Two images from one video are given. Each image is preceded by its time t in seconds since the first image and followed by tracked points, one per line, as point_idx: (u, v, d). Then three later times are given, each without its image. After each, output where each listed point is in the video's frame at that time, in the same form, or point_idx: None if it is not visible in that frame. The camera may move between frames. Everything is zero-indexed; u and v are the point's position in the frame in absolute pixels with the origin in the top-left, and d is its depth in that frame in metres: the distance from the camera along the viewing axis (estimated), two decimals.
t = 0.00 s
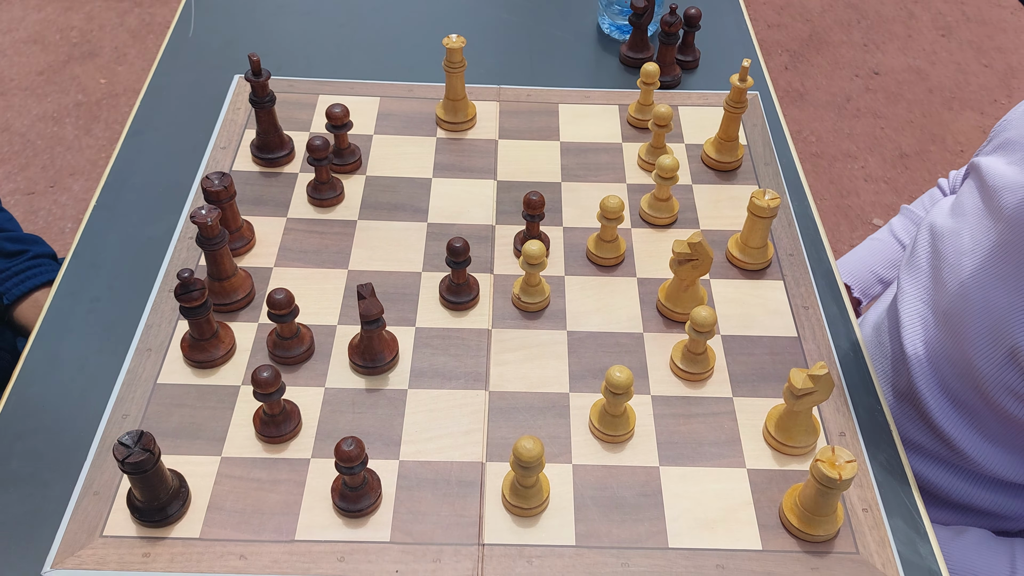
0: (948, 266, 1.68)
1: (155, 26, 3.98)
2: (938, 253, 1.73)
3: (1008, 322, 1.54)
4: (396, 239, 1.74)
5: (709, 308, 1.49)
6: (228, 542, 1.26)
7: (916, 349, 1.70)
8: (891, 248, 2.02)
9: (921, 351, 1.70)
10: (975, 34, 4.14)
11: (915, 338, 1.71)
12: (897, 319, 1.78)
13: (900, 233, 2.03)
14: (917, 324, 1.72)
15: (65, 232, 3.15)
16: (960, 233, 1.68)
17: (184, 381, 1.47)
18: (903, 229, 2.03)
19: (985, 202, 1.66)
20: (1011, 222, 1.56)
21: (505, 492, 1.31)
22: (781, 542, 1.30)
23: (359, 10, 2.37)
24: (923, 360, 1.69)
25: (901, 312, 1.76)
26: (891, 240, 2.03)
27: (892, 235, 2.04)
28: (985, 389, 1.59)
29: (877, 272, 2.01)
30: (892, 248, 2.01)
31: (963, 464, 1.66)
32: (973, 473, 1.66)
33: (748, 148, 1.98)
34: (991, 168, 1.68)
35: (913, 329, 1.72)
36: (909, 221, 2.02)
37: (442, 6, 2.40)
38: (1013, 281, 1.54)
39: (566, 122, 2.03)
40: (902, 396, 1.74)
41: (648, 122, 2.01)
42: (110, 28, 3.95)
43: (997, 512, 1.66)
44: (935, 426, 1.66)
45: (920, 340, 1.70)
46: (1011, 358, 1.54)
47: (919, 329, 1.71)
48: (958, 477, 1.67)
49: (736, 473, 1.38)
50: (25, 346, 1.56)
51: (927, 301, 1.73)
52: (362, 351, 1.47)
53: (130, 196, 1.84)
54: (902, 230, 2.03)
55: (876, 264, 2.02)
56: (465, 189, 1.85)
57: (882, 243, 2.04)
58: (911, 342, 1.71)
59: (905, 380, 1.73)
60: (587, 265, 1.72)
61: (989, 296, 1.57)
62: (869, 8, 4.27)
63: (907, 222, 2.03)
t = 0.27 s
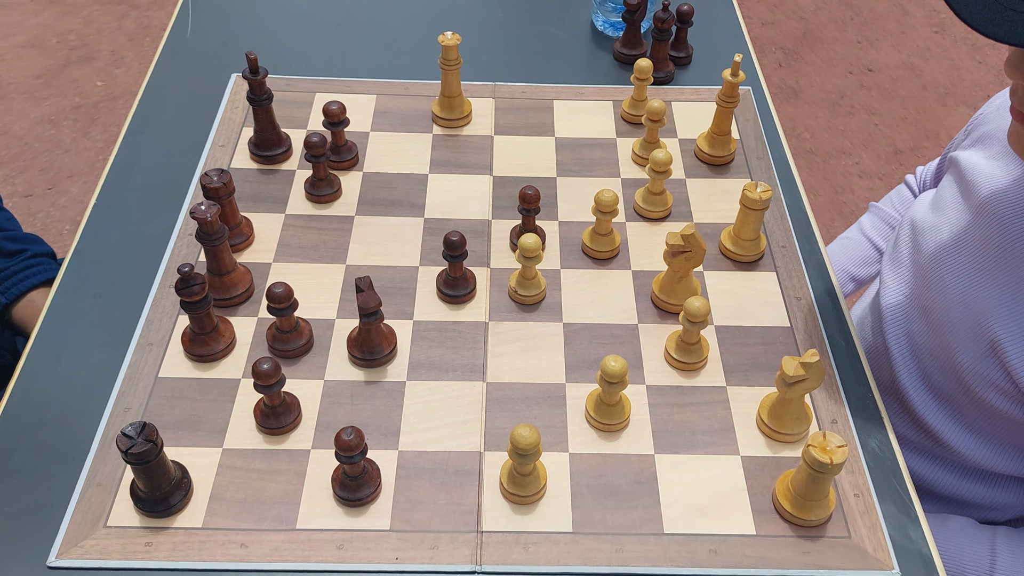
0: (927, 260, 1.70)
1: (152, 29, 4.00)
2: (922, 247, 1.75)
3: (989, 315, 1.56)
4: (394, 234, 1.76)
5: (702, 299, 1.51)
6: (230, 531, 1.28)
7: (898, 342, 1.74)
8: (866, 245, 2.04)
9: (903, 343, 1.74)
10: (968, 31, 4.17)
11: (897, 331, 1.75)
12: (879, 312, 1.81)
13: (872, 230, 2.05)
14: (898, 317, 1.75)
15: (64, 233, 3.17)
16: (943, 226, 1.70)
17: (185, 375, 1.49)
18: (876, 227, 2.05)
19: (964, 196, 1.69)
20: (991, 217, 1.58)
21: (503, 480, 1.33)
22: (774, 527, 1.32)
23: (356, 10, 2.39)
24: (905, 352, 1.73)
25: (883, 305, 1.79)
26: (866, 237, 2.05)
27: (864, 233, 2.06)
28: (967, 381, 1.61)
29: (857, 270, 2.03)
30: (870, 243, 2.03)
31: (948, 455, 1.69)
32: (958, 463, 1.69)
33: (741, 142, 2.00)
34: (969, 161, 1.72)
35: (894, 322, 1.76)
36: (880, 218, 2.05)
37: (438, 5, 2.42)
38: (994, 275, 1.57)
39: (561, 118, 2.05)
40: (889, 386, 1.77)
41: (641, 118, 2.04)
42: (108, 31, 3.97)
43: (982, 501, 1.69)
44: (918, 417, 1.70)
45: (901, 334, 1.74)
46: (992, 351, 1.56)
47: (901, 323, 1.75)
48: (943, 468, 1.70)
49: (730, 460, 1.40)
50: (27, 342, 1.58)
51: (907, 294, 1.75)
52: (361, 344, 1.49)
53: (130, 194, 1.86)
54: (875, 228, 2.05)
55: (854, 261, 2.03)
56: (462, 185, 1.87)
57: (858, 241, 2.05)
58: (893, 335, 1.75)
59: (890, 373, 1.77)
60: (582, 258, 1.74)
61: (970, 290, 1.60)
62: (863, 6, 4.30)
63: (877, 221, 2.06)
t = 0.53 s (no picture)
0: (928, 265, 1.72)
1: (151, 35, 4.00)
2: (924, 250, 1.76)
3: (977, 320, 1.57)
4: (399, 240, 1.76)
5: (708, 304, 1.51)
6: (237, 539, 1.28)
7: (897, 343, 1.78)
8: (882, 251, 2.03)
9: (901, 345, 1.78)
10: (967, 33, 4.18)
11: (894, 332, 1.80)
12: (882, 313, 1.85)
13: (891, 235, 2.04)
14: (899, 319, 1.80)
15: (64, 240, 3.17)
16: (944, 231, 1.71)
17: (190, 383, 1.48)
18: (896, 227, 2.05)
19: (970, 202, 1.70)
20: (993, 224, 1.60)
21: (510, 487, 1.33)
22: (782, 533, 1.32)
23: (358, 15, 2.40)
24: (902, 353, 1.77)
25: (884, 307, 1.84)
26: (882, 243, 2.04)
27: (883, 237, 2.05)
28: (952, 385, 1.61)
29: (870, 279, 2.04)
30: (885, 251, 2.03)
31: (936, 458, 1.69)
32: (946, 468, 1.69)
33: (744, 146, 2.00)
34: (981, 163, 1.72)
35: (894, 322, 1.80)
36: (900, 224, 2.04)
37: (440, 11, 2.42)
38: (987, 280, 1.58)
39: (564, 123, 2.05)
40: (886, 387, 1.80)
41: (645, 122, 2.04)
42: (106, 38, 3.97)
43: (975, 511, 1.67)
44: (908, 417, 1.72)
45: (899, 336, 1.79)
46: (976, 356, 1.56)
47: (897, 324, 1.80)
48: (931, 471, 1.71)
49: (737, 465, 1.40)
50: (32, 350, 1.58)
51: (910, 298, 1.79)
52: (366, 350, 1.49)
53: (133, 200, 1.85)
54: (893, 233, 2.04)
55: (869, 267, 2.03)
56: (466, 191, 1.87)
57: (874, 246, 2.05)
58: (891, 336, 1.80)
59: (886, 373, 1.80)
60: (587, 263, 1.74)
61: (963, 294, 1.61)
62: (862, 8, 4.31)
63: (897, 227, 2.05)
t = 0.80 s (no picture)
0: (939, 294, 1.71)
1: (154, 49, 3.99)
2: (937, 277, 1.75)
3: (982, 347, 1.54)
4: (408, 268, 1.74)
5: (723, 337, 1.50)
6: None
7: (903, 370, 1.77)
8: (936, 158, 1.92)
9: (906, 371, 1.76)
10: (972, 48, 4.17)
11: (901, 359, 1.78)
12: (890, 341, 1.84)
13: (947, 159, 1.91)
14: (906, 346, 1.78)
15: (67, 256, 3.16)
16: (957, 258, 1.69)
17: (199, 417, 1.47)
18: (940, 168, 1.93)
19: (978, 228, 1.68)
20: (1001, 251, 1.58)
21: (523, 525, 1.31)
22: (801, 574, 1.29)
23: (365, 37, 2.39)
24: (907, 380, 1.75)
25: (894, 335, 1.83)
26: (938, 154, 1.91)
27: (947, 143, 1.91)
28: (956, 413, 1.59)
29: (906, 168, 1.97)
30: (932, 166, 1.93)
31: (937, 486, 1.66)
32: (948, 497, 1.66)
33: (756, 172, 1.99)
34: (1006, 186, 1.65)
35: (902, 350, 1.79)
36: (952, 177, 1.92)
37: (447, 32, 2.42)
38: (992, 307, 1.55)
39: (573, 148, 2.04)
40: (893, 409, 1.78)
41: (655, 147, 2.02)
42: (110, 51, 3.96)
43: (980, 544, 1.64)
44: (910, 444, 1.70)
45: (906, 363, 1.77)
46: (980, 384, 1.54)
47: (904, 351, 1.78)
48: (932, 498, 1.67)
49: (754, 503, 1.38)
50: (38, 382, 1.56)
51: (919, 325, 1.77)
52: (377, 384, 1.47)
53: (141, 228, 1.84)
54: (943, 172, 1.93)
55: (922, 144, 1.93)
56: (475, 217, 1.86)
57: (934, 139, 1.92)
58: (898, 363, 1.78)
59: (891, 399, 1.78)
60: (598, 292, 1.72)
61: (969, 321, 1.59)
62: (866, 23, 4.30)
63: (953, 168, 1.91)
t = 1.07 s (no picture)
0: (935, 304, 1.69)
1: (150, 52, 3.98)
2: (933, 284, 1.73)
3: (985, 361, 1.54)
4: (402, 274, 1.73)
5: (719, 344, 1.49)
6: None
7: (899, 380, 1.74)
8: (844, 88, 1.99)
9: (903, 383, 1.73)
10: (968, 51, 4.17)
11: (898, 370, 1.75)
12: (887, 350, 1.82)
13: (857, 90, 1.98)
14: (902, 356, 1.76)
15: (61, 260, 3.14)
16: (954, 266, 1.68)
17: (190, 425, 1.45)
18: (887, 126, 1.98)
19: (975, 237, 1.66)
20: (1001, 263, 1.56)
21: (517, 535, 1.30)
22: None
23: (359, 40, 2.38)
24: (905, 391, 1.72)
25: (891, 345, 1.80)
26: (845, 85, 1.98)
27: (856, 75, 1.97)
28: (959, 425, 1.58)
29: (817, 97, 2.03)
30: (840, 95, 2.00)
31: (935, 497, 1.65)
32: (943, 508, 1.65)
33: (752, 177, 1.98)
34: (995, 189, 1.65)
35: (898, 360, 1.76)
36: (863, 108, 1.99)
37: (442, 36, 2.41)
38: (994, 319, 1.54)
39: (569, 153, 2.03)
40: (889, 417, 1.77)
41: (651, 152, 2.01)
42: (105, 54, 3.95)
43: (979, 552, 1.63)
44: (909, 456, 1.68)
45: (903, 373, 1.74)
46: (987, 398, 1.53)
47: (903, 362, 1.76)
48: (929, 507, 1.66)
49: (750, 512, 1.37)
50: (28, 390, 1.54)
51: (915, 335, 1.75)
52: (369, 392, 1.46)
53: (134, 234, 1.83)
54: (854, 104, 2.00)
55: (830, 79, 1.99)
56: (470, 223, 1.84)
57: (843, 75, 1.98)
58: (895, 374, 1.76)
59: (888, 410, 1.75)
60: (594, 298, 1.71)
61: (970, 333, 1.58)
62: (862, 26, 4.30)
63: (864, 98, 1.98)
